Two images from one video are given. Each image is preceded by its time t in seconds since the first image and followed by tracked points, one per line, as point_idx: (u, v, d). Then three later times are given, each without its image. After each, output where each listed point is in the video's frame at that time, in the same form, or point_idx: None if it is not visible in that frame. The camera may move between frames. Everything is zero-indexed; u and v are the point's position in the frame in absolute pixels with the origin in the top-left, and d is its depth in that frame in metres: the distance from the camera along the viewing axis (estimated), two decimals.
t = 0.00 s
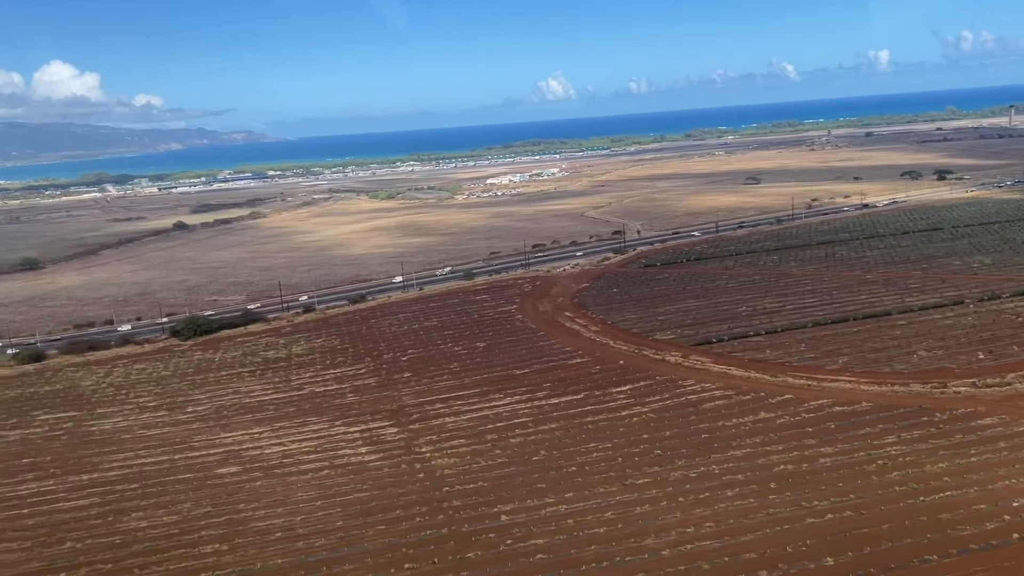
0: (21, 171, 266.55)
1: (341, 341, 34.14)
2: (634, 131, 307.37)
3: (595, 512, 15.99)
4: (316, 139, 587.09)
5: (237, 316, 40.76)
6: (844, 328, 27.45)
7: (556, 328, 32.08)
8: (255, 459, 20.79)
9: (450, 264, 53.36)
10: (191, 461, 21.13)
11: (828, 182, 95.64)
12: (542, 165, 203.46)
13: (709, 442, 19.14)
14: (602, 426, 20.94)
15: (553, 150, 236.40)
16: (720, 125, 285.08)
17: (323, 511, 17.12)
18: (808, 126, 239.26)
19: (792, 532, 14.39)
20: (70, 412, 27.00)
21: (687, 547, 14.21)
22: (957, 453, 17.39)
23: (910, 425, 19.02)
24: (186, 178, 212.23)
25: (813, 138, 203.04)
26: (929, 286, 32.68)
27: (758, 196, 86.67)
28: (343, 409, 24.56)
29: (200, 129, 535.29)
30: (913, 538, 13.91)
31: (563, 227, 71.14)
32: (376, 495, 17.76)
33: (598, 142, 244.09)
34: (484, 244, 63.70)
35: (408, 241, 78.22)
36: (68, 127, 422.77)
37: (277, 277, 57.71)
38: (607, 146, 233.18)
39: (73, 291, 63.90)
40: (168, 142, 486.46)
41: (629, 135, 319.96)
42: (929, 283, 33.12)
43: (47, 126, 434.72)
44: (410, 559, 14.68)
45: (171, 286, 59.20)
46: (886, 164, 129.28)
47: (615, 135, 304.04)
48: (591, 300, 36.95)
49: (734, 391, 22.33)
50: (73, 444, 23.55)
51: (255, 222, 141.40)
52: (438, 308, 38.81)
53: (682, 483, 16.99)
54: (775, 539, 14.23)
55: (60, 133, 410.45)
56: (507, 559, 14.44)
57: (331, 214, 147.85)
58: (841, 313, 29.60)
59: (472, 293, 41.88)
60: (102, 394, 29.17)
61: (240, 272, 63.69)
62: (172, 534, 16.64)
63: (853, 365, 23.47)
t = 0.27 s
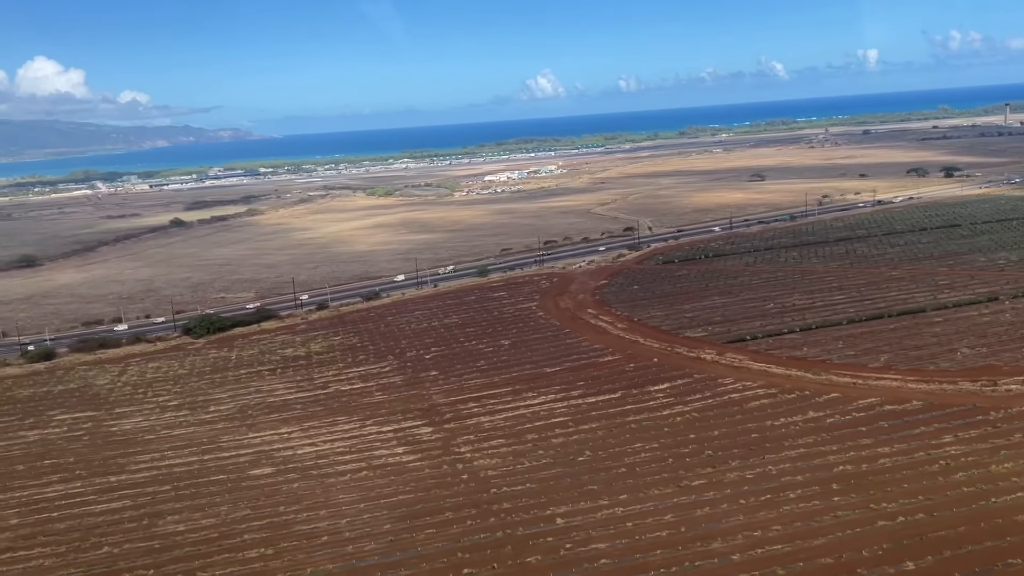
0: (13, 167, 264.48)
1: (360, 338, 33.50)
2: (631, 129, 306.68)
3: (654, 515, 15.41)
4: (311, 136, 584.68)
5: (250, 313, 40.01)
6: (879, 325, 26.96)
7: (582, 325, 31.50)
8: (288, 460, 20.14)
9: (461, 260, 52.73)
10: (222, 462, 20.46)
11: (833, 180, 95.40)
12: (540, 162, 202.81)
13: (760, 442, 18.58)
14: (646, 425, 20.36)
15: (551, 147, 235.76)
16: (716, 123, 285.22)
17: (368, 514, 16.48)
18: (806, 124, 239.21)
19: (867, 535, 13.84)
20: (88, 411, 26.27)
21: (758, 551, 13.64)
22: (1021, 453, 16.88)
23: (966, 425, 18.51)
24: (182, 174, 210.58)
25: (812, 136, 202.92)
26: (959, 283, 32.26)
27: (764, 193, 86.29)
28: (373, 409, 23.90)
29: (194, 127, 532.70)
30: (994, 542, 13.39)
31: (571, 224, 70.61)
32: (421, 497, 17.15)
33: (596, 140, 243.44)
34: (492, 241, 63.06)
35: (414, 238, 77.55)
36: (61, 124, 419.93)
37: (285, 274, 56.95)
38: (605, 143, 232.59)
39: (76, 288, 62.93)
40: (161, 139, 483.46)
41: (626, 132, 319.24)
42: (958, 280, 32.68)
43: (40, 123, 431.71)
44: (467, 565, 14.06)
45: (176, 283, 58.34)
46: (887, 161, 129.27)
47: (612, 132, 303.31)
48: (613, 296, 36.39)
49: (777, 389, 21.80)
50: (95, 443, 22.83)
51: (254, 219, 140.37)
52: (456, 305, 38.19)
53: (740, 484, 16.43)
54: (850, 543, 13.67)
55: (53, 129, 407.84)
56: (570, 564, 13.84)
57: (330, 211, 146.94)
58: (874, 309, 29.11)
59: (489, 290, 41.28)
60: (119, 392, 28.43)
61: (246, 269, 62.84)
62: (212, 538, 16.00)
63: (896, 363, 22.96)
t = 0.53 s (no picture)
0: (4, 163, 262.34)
1: (381, 334, 33.03)
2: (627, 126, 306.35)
3: (716, 515, 15.01)
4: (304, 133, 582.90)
5: (264, 309, 39.45)
6: (914, 320, 26.63)
7: (607, 321, 31.06)
8: (325, 460, 19.65)
9: (473, 256, 52.26)
10: (257, 461, 19.96)
11: (836, 176, 95.22)
12: (538, 158, 202.36)
13: (812, 440, 18.20)
14: (690, 423, 19.95)
15: (548, 144, 235.26)
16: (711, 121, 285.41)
17: (418, 515, 16.02)
18: (803, 121, 239.38)
19: (942, 536, 13.48)
20: (110, 409, 25.69)
21: (831, 552, 13.27)
22: None
23: (1021, 422, 18.18)
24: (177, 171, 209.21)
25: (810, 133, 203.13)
26: (987, 278, 31.96)
27: (769, 189, 86.10)
28: (405, 406, 23.40)
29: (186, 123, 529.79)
30: None
31: (578, 220, 70.19)
32: (470, 497, 16.71)
33: (594, 136, 243.05)
34: (501, 237, 62.62)
35: (419, 234, 76.97)
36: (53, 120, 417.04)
37: (293, 270, 56.37)
38: (602, 140, 232.19)
39: (79, 284, 62.10)
40: (155, 135, 480.37)
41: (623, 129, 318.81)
42: (985, 275, 32.41)
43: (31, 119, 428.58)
44: (530, 568, 13.63)
45: (182, 279, 57.65)
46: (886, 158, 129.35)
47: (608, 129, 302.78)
48: (635, 292, 36.01)
49: (820, 386, 21.43)
50: (122, 442, 22.29)
51: (252, 215, 139.45)
52: (474, 302, 37.72)
53: (799, 483, 16.05)
54: (925, 544, 13.31)
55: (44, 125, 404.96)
56: (637, 566, 13.43)
57: (328, 207, 146.15)
58: (905, 305, 28.79)
59: (506, 286, 40.86)
60: (139, 390, 27.85)
61: (252, 264, 62.22)
62: (258, 540, 15.55)
63: (939, 360, 22.62)
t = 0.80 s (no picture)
0: None
1: (402, 331, 32.52)
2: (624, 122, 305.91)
3: (781, 514, 14.57)
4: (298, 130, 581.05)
5: (279, 305, 38.90)
6: (949, 315, 26.32)
7: (633, 316, 30.65)
8: (364, 459, 19.16)
9: (484, 252, 51.78)
10: (293, 460, 19.44)
11: (840, 173, 95.11)
12: (536, 154, 201.84)
13: (866, 437, 17.81)
14: (738, 420, 19.52)
15: (545, 140, 234.67)
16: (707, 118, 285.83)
17: (470, 516, 15.55)
18: (799, 117, 239.58)
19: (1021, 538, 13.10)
20: (132, 407, 25.07)
21: (910, 555, 12.88)
22: None
23: None
24: (172, 166, 207.69)
25: (808, 129, 203.33)
26: (1014, 273, 31.70)
27: (774, 185, 85.90)
28: (439, 404, 22.90)
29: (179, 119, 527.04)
30: None
31: (585, 216, 69.81)
32: (521, 496, 16.24)
33: (591, 132, 242.66)
34: (510, 233, 62.16)
35: (424, 230, 76.44)
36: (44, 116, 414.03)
37: (301, 265, 55.75)
38: (600, 136, 231.74)
39: (82, 280, 61.25)
40: (147, 131, 477.61)
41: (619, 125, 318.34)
42: (1012, 270, 32.16)
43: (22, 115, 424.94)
44: (597, 572, 13.16)
45: (188, 275, 56.92)
46: (886, 154, 129.62)
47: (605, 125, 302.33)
48: (657, 287, 35.59)
49: (866, 382, 21.05)
50: (150, 440, 21.71)
51: (250, 211, 138.44)
52: (493, 297, 37.29)
53: (862, 482, 15.64)
54: (1004, 546, 12.94)
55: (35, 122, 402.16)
56: (710, 569, 12.97)
57: (326, 203, 145.41)
58: (937, 300, 28.48)
59: (523, 282, 40.41)
60: (160, 387, 27.24)
61: (258, 260, 61.52)
62: (307, 542, 15.04)
63: (982, 355, 22.27)
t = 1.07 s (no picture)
0: None
1: (423, 326, 31.96)
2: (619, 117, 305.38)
3: (851, 514, 14.15)
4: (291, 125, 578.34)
5: (293, 301, 38.32)
6: (984, 309, 26.02)
7: (660, 311, 30.22)
8: (404, 458, 18.65)
9: (496, 247, 51.25)
10: (330, 459, 18.91)
11: (842, 168, 95.10)
12: (534, 149, 201.16)
13: (922, 434, 17.41)
14: (786, 416, 19.09)
15: (542, 135, 233.87)
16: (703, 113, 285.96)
17: (526, 517, 15.06)
18: (796, 112, 239.73)
19: None
20: (155, 405, 24.47)
21: (994, 556, 12.48)
22: None
23: None
24: (166, 161, 206.01)
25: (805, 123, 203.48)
26: None
27: (779, 180, 85.68)
28: (473, 401, 22.41)
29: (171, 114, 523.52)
30: None
31: (592, 211, 69.44)
32: (576, 496, 15.75)
33: (588, 127, 242.19)
34: (518, 228, 61.64)
35: (428, 225, 75.85)
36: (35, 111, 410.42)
37: (309, 260, 55.13)
38: (597, 131, 231.11)
39: (84, 276, 60.37)
40: (139, 126, 474.17)
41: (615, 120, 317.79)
42: None
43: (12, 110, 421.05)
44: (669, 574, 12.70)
45: (193, 271, 56.09)
46: (885, 149, 129.68)
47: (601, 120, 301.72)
48: (679, 282, 35.14)
49: (912, 377, 20.68)
50: (178, 439, 21.13)
51: (247, 206, 137.36)
52: (512, 292, 36.84)
53: (927, 480, 15.23)
54: None
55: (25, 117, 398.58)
56: (787, 571, 12.53)
57: (324, 198, 144.48)
58: (968, 293, 28.17)
59: (540, 277, 39.92)
60: (181, 384, 26.64)
61: (264, 256, 60.74)
62: (359, 544, 14.51)
63: None
